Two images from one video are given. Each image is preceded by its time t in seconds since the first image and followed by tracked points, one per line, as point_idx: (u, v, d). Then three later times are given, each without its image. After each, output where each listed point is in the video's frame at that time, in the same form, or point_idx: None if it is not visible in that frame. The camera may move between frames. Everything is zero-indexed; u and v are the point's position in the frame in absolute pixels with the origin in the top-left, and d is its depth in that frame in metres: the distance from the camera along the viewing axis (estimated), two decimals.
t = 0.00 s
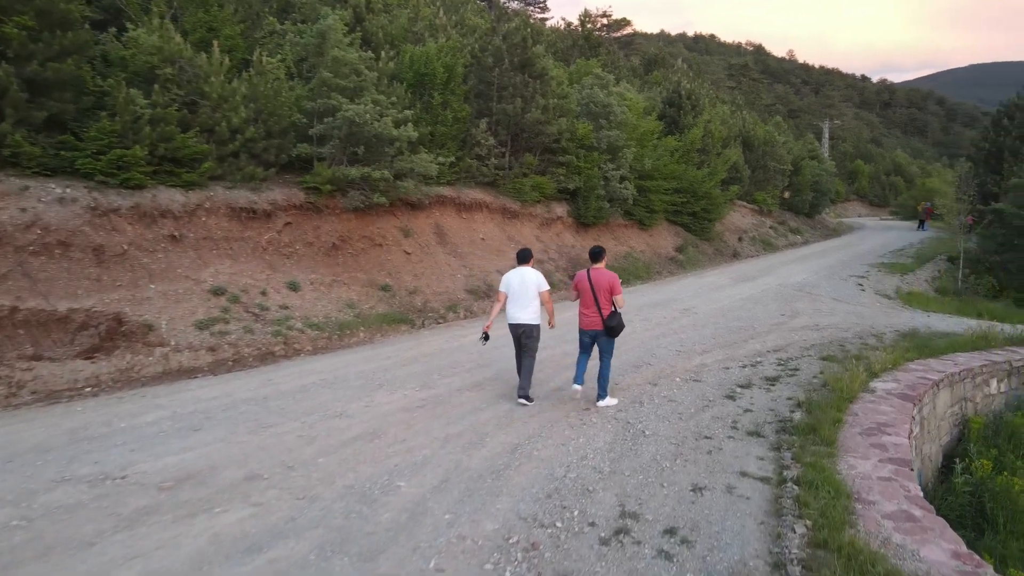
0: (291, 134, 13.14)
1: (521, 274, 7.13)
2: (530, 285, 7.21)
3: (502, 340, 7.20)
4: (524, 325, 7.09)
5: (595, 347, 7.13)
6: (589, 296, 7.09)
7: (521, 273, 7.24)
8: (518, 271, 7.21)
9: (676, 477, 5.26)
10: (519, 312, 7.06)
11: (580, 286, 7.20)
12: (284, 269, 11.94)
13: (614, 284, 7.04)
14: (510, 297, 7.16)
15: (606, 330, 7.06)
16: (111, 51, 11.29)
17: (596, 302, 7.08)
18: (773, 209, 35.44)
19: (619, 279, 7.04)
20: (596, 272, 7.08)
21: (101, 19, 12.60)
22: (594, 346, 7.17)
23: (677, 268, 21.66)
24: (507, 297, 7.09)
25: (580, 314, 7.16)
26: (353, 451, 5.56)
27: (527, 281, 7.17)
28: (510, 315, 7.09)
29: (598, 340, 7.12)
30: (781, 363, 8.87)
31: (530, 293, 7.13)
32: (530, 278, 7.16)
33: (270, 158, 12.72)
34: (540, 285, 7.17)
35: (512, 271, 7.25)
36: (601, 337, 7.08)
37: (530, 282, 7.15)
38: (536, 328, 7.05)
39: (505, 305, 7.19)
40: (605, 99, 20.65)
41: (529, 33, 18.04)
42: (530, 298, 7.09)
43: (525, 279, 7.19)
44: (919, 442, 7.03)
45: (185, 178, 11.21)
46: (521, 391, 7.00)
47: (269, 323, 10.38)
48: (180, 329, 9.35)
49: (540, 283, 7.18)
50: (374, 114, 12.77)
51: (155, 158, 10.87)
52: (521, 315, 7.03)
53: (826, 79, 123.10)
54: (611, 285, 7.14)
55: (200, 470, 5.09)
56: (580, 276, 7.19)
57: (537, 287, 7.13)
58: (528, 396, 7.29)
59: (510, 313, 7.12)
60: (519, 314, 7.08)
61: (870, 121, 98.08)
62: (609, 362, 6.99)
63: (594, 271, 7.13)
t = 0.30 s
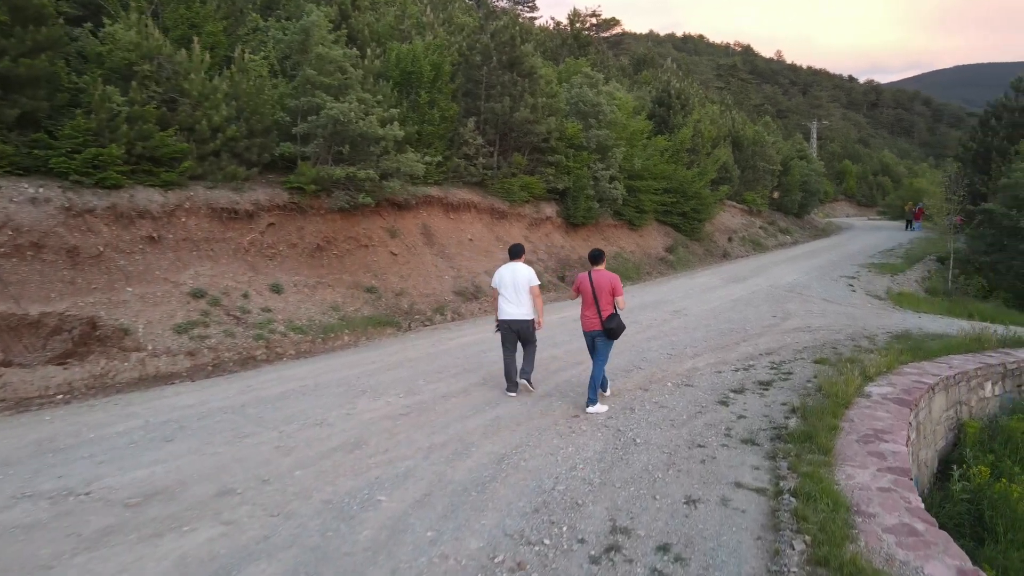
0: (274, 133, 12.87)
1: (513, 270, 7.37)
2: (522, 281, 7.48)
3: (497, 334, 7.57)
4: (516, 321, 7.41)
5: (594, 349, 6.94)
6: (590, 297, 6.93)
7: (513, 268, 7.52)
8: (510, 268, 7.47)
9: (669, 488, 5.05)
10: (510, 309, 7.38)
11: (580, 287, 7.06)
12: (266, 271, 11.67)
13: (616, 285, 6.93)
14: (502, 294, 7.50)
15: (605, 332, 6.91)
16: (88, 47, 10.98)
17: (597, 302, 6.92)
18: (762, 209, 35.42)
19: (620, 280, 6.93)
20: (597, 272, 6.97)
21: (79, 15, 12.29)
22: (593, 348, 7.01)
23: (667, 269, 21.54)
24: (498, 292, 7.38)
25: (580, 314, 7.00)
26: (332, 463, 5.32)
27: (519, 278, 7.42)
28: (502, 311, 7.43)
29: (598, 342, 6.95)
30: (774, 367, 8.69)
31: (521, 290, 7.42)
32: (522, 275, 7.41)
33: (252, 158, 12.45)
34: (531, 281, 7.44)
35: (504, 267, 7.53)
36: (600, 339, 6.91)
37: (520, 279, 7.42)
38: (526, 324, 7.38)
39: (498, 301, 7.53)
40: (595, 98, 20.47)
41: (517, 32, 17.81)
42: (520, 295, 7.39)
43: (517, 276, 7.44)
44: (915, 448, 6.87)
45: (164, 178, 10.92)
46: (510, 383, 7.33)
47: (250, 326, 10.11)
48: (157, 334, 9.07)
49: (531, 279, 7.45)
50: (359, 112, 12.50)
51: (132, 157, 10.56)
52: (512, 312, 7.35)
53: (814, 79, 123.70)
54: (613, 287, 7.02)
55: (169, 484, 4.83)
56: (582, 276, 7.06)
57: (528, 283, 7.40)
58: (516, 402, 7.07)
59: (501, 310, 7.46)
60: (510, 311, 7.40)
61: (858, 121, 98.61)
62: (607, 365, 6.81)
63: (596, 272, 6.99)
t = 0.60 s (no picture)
0: (261, 133, 12.64)
1: (514, 274, 7.26)
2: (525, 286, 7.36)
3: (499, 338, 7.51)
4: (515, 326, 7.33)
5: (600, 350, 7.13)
6: (590, 299, 7.13)
7: (515, 271, 7.39)
8: (513, 272, 7.36)
9: (665, 502, 4.85)
10: (509, 313, 7.28)
11: (582, 290, 7.27)
12: (253, 274, 11.42)
13: (615, 285, 7.07)
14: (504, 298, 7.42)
15: (609, 332, 7.07)
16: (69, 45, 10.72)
17: (598, 303, 7.09)
18: (756, 210, 35.32)
19: (619, 279, 7.07)
20: (596, 274, 7.16)
21: (62, 12, 12.02)
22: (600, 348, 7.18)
23: (660, 271, 21.38)
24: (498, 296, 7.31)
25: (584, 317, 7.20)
26: (314, 476, 5.10)
27: (520, 282, 7.32)
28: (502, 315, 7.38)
29: (602, 343, 7.13)
30: (771, 372, 8.53)
31: (522, 295, 7.32)
32: (523, 279, 7.29)
33: (240, 159, 12.22)
34: (533, 287, 7.31)
35: (508, 271, 7.45)
36: (606, 340, 7.08)
37: (521, 283, 7.30)
38: (526, 327, 7.35)
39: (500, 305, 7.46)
40: (588, 99, 20.30)
41: (510, 31, 17.61)
42: (521, 300, 7.27)
43: (519, 280, 7.32)
44: (916, 456, 6.71)
45: (148, 179, 10.67)
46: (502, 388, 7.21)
47: (235, 331, 9.87)
48: (139, 339, 8.82)
49: (533, 284, 7.32)
50: (348, 112, 12.29)
51: (115, 157, 10.31)
52: (510, 316, 7.25)
53: (806, 81, 123.96)
54: (614, 287, 7.18)
55: (142, 501, 4.60)
56: (582, 279, 7.26)
57: (528, 289, 7.26)
58: (506, 410, 6.86)
59: (503, 313, 7.40)
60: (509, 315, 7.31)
61: (849, 123, 98.85)
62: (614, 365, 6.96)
63: (595, 274, 7.19)
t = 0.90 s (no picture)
0: (249, 134, 12.42)
1: (520, 273, 7.44)
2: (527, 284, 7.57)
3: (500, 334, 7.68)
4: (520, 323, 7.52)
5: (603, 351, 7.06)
6: (593, 300, 7.04)
7: (519, 270, 7.59)
8: (516, 270, 7.53)
9: (662, 517, 4.66)
10: (515, 311, 7.45)
11: (584, 292, 7.14)
12: (240, 278, 11.19)
13: (618, 286, 7.03)
14: (507, 296, 7.57)
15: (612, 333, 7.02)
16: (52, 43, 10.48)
17: (601, 305, 7.02)
18: (750, 212, 35.23)
19: (622, 280, 7.05)
20: (600, 276, 7.09)
21: (46, 10, 11.80)
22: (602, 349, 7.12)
23: (655, 273, 21.23)
24: (505, 295, 7.45)
25: (586, 318, 7.09)
26: (297, 491, 4.88)
27: (524, 281, 7.51)
28: (506, 313, 7.54)
29: (605, 344, 7.06)
30: (769, 378, 8.36)
31: (526, 293, 7.52)
32: (528, 277, 7.49)
33: (227, 160, 12.00)
34: (537, 285, 7.54)
35: (509, 270, 7.60)
36: (610, 341, 7.03)
37: (526, 281, 7.49)
38: (528, 325, 7.48)
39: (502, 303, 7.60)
40: (582, 100, 20.14)
41: (502, 31, 17.43)
42: (525, 298, 7.47)
43: (523, 279, 7.51)
44: (919, 465, 6.54)
45: (132, 180, 10.44)
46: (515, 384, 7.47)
47: (222, 336, 9.64)
48: (121, 345, 8.59)
49: (536, 282, 7.55)
50: (338, 113, 12.08)
51: (98, 158, 10.08)
52: (518, 314, 7.44)
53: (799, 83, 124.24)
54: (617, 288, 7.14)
55: (115, 519, 4.38)
56: (585, 280, 7.14)
57: (534, 287, 7.48)
58: (498, 418, 6.66)
59: (506, 312, 7.54)
60: (515, 313, 7.48)
61: (842, 125, 99.07)
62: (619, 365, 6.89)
63: (598, 275, 7.12)
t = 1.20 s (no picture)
0: (236, 134, 12.20)
1: (518, 277, 7.29)
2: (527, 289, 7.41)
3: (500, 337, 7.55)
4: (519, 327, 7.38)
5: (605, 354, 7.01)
6: (599, 303, 6.92)
7: (519, 274, 7.45)
8: (516, 274, 7.38)
9: (659, 531, 4.48)
10: (514, 315, 7.31)
11: (590, 293, 7.00)
12: (227, 280, 10.97)
13: (625, 291, 6.90)
14: (507, 300, 7.43)
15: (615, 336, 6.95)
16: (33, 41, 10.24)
17: (608, 309, 6.90)
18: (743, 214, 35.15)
19: (628, 285, 6.92)
20: (607, 279, 6.96)
21: (29, 9, 11.56)
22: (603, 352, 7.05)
23: (648, 275, 21.09)
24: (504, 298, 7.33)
25: (590, 321, 6.98)
26: (279, 505, 4.68)
27: (524, 285, 7.35)
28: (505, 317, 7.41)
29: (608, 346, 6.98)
30: (765, 383, 8.20)
31: (525, 297, 7.37)
32: (526, 282, 7.33)
33: (214, 161, 11.77)
34: (536, 289, 7.36)
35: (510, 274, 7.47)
36: (613, 343, 6.96)
37: (524, 285, 7.34)
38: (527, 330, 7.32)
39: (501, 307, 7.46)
40: (575, 101, 19.99)
41: (494, 31, 17.24)
42: (523, 302, 7.32)
43: (522, 283, 7.35)
44: (919, 473, 6.39)
45: (115, 181, 10.21)
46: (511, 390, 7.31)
47: (206, 341, 9.41)
48: (102, 350, 8.36)
49: (536, 287, 7.38)
50: (326, 113, 11.87)
51: (80, 159, 9.84)
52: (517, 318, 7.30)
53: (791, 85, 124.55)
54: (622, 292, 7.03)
55: (85, 537, 4.16)
56: (591, 282, 7.01)
57: (532, 291, 7.30)
58: (488, 426, 6.48)
59: (506, 315, 7.41)
60: (514, 317, 7.34)
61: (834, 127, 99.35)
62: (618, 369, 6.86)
63: (605, 279, 6.98)
